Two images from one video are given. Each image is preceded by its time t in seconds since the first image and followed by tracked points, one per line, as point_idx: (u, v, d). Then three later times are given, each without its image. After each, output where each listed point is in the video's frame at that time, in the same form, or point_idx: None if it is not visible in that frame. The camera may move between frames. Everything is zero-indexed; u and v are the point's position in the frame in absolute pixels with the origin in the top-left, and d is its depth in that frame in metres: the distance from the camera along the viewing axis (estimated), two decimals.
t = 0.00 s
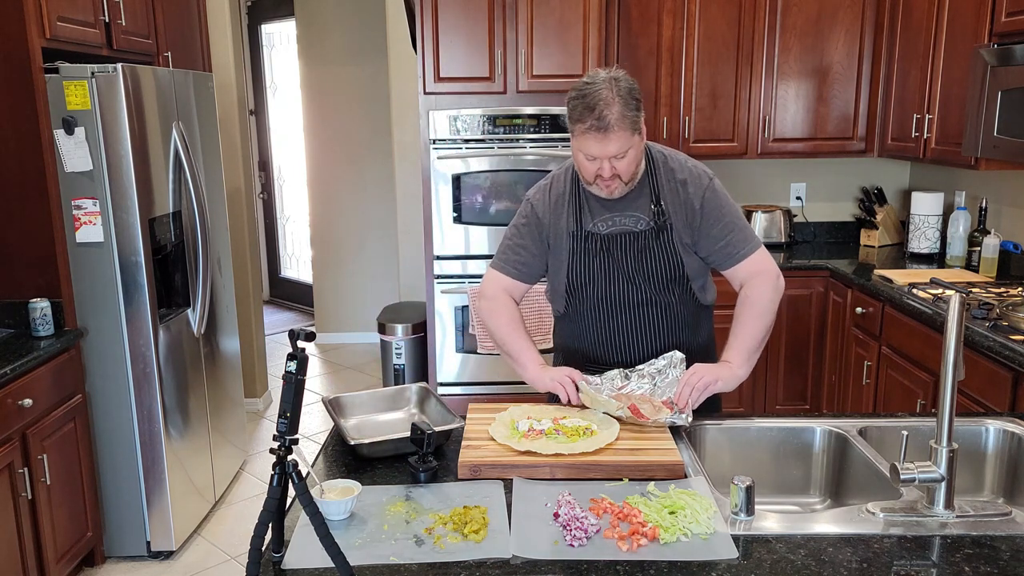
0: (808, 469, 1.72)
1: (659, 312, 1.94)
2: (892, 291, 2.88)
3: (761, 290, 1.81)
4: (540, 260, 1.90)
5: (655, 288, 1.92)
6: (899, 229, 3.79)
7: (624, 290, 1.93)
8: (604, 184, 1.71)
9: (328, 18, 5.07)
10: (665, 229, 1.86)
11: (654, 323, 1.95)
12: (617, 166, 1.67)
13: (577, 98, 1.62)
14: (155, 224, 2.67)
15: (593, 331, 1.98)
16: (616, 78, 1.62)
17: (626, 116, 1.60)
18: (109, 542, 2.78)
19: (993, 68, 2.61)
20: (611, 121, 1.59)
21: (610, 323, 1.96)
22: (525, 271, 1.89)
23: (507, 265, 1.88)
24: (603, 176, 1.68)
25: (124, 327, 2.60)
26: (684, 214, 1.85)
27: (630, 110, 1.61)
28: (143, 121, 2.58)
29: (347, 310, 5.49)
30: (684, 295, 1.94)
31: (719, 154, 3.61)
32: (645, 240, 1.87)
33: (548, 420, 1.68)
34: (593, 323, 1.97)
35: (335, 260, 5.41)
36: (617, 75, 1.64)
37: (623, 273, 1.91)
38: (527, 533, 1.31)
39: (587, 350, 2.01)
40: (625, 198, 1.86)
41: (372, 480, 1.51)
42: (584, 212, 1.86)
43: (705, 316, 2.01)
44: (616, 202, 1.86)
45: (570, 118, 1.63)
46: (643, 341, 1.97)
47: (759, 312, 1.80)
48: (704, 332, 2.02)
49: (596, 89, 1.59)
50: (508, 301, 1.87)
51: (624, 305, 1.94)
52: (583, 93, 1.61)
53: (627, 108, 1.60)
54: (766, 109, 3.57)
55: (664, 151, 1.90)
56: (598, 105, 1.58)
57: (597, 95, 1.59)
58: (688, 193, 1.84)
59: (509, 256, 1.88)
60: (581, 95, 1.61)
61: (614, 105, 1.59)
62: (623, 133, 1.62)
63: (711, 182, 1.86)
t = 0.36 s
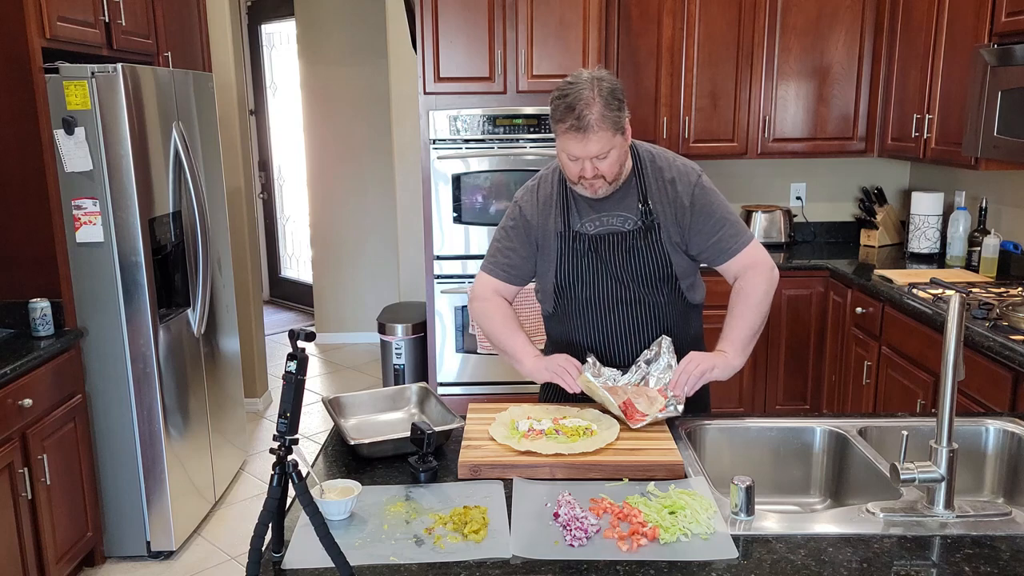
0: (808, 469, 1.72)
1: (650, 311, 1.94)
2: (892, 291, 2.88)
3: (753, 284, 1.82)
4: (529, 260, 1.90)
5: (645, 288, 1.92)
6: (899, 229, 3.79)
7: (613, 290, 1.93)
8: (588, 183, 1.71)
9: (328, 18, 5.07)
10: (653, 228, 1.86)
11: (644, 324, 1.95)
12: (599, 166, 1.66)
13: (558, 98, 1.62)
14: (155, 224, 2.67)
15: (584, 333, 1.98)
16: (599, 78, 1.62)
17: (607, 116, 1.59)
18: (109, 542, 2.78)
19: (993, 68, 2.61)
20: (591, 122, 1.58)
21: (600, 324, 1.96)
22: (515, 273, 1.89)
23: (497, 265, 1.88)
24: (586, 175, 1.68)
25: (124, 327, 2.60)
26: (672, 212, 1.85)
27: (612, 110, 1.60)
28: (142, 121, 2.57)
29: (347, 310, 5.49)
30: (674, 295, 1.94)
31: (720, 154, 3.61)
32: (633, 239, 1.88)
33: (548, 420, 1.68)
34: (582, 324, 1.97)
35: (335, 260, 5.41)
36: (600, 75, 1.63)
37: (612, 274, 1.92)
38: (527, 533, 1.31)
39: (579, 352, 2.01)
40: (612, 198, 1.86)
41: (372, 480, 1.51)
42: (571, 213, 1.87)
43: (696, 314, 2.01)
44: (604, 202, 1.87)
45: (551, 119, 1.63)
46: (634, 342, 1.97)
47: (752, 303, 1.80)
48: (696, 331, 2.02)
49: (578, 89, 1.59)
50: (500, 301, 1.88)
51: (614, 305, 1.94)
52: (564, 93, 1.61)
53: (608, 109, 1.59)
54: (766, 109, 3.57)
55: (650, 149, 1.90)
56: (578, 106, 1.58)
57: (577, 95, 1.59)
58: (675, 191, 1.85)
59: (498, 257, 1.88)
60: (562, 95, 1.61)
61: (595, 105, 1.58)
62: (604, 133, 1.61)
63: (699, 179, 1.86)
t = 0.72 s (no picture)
0: (808, 469, 1.72)
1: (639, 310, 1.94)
2: (892, 291, 2.88)
3: (736, 282, 1.80)
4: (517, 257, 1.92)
5: (634, 287, 1.93)
6: (899, 229, 3.79)
7: (603, 289, 1.94)
8: (580, 181, 1.71)
9: (328, 18, 5.07)
10: (643, 228, 1.87)
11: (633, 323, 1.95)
12: (589, 165, 1.66)
13: (550, 96, 1.62)
14: (155, 224, 2.67)
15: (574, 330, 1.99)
16: (591, 77, 1.62)
17: (597, 116, 1.59)
18: (109, 542, 2.78)
19: (993, 68, 2.61)
20: (581, 122, 1.58)
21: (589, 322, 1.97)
22: (503, 265, 1.92)
23: (484, 258, 1.90)
24: (576, 174, 1.68)
25: (124, 327, 2.60)
26: (662, 213, 1.85)
27: (603, 110, 1.60)
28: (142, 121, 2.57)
29: (347, 310, 5.49)
30: (665, 295, 1.94)
31: (720, 154, 3.61)
32: (623, 238, 1.88)
33: (549, 420, 1.68)
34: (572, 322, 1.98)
35: (335, 260, 5.41)
36: (592, 74, 1.63)
37: (601, 272, 1.92)
38: (527, 533, 1.31)
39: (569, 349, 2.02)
40: (603, 196, 1.87)
41: (373, 480, 1.51)
42: (561, 211, 1.88)
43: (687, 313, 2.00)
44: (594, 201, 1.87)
45: (542, 117, 1.63)
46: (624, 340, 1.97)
47: (732, 296, 1.78)
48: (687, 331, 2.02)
49: (569, 89, 1.59)
50: (487, 288, 1.90)
51: (602, 304, 1.95)
52: (556, 92, 1.61)
53: (599, 108, 1.59)
54: (766, 109, 3.57)
55: (644, 148, 1.90)
56: (568, 105, 1.58)
57: (568, 94, 1.59)
58: (667, 192, 1.84)
59: (485, 248, 1.91)
60: (554, 94, 1.61)
61: (585, 105, 1.58)
62: (595, 133, 1.61)
63: (692, 180, 1.85)
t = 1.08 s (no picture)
0: (808, 469, 1.72)
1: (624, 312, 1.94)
2: (892, 291, 2.88)
3: (711, 290, 1.81)
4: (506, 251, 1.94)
5: (621, 287, 1.93)
6: (899, 229, 3.79)
7: (589, 288, 1.94)
8: (569, 179, 1.71)
9: (328, 18, 5.07)
10: (631, 228, 1.86)
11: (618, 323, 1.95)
12: (579, 163, 1.66)
13: (539, 93, 1.62)
14: (155, 224, 2.67)
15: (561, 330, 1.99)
16: (581, 75, 1.61)
17: (586, 114, 1.59)
18: (109, 542, 2.78)
19: (993, 68, 2.61)
20: (569, 120, 1.58)
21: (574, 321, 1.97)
22: (492, 259, 1.96)
23: (474, 250, 1.95)
24: (565, 172, 1.68)
25: (124, 327, 2.60)
26: (650, 214, 1.84)
27: (593, 108, 1.60)
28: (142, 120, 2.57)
29: (347, 310, 5.50)
30: (651, 297, 1.94)
31: (720, 154, 3.61)
32: (612, 238, 1.88)
33: (548, 420, 1.68)
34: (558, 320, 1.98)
35: (335, 260, 5.41)
36: (582, 72, 1.62)
37: (589, 272, 1.92)
38: (528, 533, 1.31)
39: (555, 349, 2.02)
40: (593, 195, 1.86)
41: (373, 479, 1.51)
42: (551, 208, 1.88)
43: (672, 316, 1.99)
44: (584, 200, 1.87)
45: (532, 114, 1.63)
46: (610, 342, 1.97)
47: (704, 302, 1.80)
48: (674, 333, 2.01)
49: (559, 87, 1.59)
50: (475, 280, 1.95)
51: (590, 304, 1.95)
52: (546, 89, 1.61)
53: (588, 106, 1.59)
54: (766, 109, 3.57)
55: (637, 148, 1.89)
56: (558, 103, 1.58)
57: (558, 92, 1.59)
58: (656, 194, 1.83)
59: (474, 241, 1.94)
60: (543, 91, 1.61)
61: (575, 102, 1.58)
62: (584, 131, 1.61)
63: (682, 182, 1.84)
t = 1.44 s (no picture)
0: (808, 469, 1.72)
1: (612, 306, 1.94)
2: (892, 291, 2.88)
3: (699, 282, 1.75)
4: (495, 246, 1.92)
5: (609, 281, 1.92)
6: (899, 229, 3.79)
7: (577, 282, 1.93)
8: (558, 167, 1.70)
9: (327, 18, 5.07)
10: (619, 221, 1.86)
11: (607, 317, 1.95)
12: (569, 150, 1.65)
13: (530, 80, 1.62)
14: (155, 224, 2.67)
15: (549, 324, 1.99)
16: (571, 61, 1.61)
17: (577, 99, 1.59)
18: (109, 542, 2.78)
19: (993, 68, 2.61)
20: (560, 104, 1.58)
21: (562, 315, 1.97)
22: (481, 257, 1.92)
23: (463, 250, 1.90)
24: (555, 160, 1.67)
25: (124, 327, 2.60)
26: (638, 207, 1.84)
27: (583, 93, 1.60)
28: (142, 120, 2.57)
29: (347, 310, 5.50)
30: (638, 290, 1.93)
31: (720, 154, 3.61)
32: (600, 231, 1.88)
33: (549, 420, 1.68)
34: (547, 315, 1.98)
35: (334, 260, 5.41)
36: (572, 59, 1.62)
37: (577, 266, 1.92)
38: (528, 534, 1.31)
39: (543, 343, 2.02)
40: (581, 188, 1.87)
41: (373, 480, 1.51)
42: (539, 201, 1.88)
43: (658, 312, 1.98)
44: (572, 192, 1.87)
45: (522, 101, 1.63)
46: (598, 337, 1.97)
47: (694, 296, 1.73)
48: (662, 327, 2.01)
49: (549, 72, 1.59)
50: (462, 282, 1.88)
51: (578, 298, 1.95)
52: (536, 76, 1.60)
53: (578, 91, 1.59)
54: (766, 109, 3.57)
55: (626, 142, 1.89)
56: (548, 88, 1.58)
57: (548, 77, 1.59)
58: (643, 187, 1.83)
59: (463, 239, 1.91)
60: (533, 77, 1.61)
61: (566, 87, 1.58)
62: (574, 117, 1.61)
63: (670, 176, 1.84)
